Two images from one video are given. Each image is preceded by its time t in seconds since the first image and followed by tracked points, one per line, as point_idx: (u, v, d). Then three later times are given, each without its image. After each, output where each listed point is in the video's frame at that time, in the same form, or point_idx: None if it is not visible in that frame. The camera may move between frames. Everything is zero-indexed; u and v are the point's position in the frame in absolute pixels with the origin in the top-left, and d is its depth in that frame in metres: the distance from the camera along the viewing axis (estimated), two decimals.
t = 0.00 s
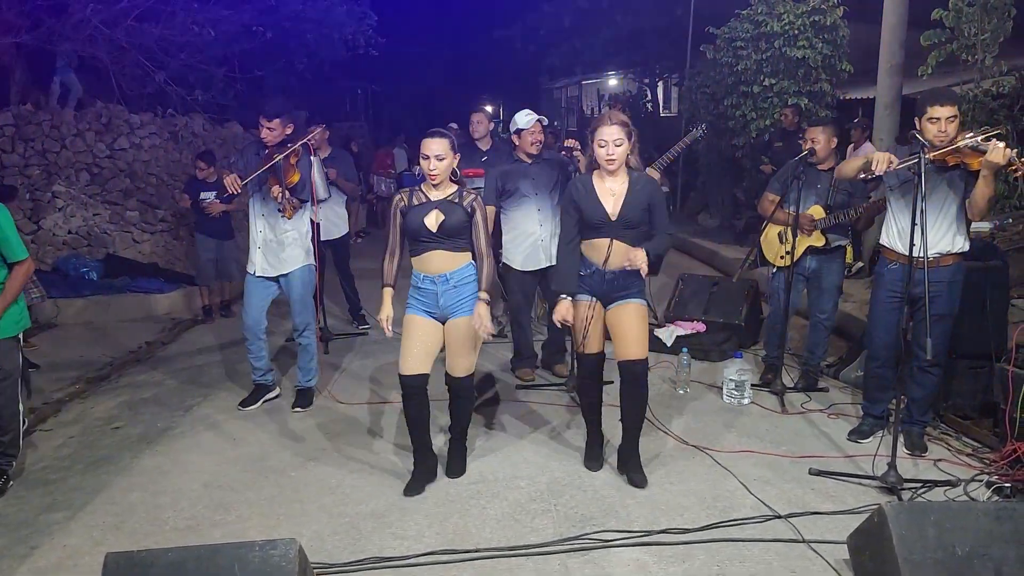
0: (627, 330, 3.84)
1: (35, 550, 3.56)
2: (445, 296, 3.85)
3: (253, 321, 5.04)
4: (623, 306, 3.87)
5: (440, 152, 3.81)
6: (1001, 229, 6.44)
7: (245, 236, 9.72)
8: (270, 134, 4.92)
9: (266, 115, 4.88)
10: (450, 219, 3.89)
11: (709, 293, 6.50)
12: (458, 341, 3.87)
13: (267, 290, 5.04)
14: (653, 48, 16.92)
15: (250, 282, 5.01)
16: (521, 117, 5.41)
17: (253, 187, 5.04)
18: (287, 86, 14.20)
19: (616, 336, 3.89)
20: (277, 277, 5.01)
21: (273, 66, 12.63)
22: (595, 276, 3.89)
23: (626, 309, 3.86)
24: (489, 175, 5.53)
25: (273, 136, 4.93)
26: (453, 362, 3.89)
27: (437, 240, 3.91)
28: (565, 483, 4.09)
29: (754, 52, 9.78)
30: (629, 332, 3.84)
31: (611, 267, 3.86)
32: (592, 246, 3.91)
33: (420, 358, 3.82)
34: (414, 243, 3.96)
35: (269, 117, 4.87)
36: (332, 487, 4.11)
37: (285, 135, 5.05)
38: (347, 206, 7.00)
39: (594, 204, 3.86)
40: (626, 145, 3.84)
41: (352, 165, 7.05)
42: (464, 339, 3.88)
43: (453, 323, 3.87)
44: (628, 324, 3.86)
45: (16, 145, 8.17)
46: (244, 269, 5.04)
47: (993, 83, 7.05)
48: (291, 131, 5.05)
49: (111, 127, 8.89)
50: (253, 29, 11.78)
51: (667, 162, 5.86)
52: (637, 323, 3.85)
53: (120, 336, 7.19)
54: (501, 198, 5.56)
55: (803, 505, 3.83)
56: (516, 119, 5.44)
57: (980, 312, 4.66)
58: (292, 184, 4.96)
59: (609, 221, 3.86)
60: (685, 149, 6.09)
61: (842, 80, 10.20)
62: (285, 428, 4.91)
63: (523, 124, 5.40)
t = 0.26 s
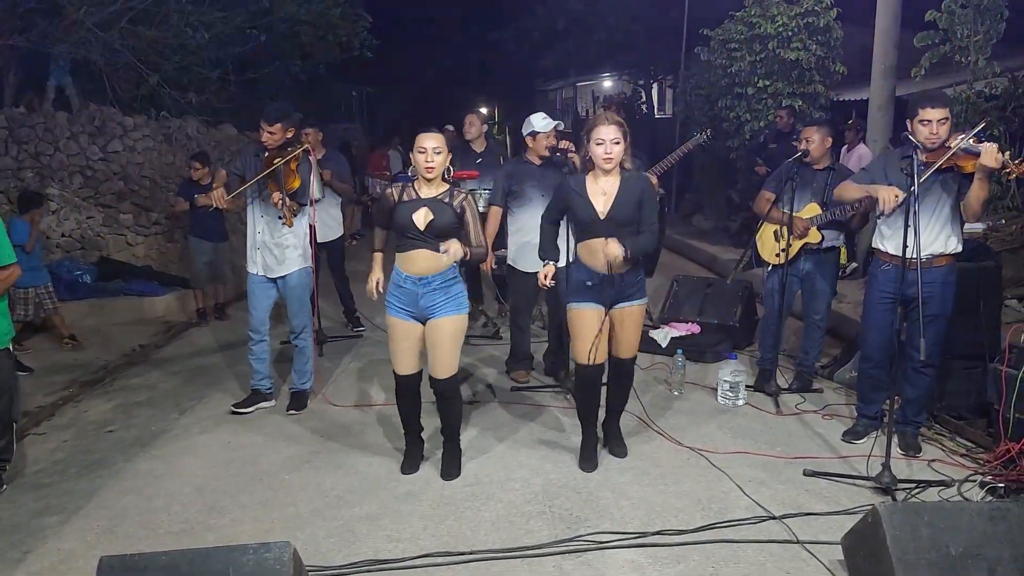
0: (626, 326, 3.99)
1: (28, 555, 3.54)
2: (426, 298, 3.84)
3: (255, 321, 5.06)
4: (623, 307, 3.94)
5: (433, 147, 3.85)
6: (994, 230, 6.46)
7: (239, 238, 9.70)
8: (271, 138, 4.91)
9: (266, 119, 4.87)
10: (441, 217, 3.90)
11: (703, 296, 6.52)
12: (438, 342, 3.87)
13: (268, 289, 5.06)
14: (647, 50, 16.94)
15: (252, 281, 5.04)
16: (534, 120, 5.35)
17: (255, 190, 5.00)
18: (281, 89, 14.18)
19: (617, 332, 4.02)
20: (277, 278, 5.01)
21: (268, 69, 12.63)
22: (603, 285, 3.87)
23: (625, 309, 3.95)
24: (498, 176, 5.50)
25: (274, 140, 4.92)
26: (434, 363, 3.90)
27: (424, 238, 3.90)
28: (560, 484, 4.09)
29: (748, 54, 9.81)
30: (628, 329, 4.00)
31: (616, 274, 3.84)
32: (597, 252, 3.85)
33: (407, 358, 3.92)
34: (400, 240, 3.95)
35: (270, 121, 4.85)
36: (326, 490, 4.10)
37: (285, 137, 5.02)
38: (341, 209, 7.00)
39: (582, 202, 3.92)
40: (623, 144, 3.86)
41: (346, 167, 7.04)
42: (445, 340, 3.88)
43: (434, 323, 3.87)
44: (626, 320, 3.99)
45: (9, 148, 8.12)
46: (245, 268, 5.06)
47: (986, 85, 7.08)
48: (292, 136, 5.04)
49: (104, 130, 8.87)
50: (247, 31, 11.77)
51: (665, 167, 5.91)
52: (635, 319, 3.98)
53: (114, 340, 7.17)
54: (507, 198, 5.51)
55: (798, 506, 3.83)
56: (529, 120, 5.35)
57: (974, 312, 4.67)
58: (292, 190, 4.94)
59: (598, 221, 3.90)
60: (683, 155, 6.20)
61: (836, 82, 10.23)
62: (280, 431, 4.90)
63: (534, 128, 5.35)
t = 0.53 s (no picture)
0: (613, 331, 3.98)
1: (22, 561, 3.53)
2: (409, 303, 3.85)
3: (246, 326, 5.02)
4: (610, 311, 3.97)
5: (422, 155, 3.84)
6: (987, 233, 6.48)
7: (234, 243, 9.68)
8: (263, 142, 4.93)
9: (259, 124, 4.89)
10: (426, 230, 3.90)
11: (698, 299, 6.53)
12: (420, 348, 3.85)
13: (260, 294, 5.04)
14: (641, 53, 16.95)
15: (244, 286, 5.03)
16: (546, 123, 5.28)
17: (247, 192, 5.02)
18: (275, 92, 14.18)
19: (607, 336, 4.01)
20: (269, 282, 5.00)
21: (262, 73, 12.62)
22: (587, 289, 3.95)
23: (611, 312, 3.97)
24: (506, 179, 5.52)
25: (265, 144, 4.94)
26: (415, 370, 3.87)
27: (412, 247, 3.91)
28: (555, 488, 4.09)
29: (742, 57, 9.83)
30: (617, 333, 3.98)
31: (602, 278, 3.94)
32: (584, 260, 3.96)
33: (393, 361, 3.96)
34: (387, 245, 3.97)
35: (262, 125, 4.89)
36: (322, 495, 4.09)
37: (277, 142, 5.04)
38: (336, 213, 6.99)
39: (578, 210, 3.92)
40: (617, 147, 3.87)
41: (340, 171, 7.04)
42: (426, 347, 3.85)
43: (417, 329, 3.87)
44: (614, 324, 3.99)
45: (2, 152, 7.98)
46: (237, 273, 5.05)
47: (978, 88, 7.11)
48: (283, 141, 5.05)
49: (98, 134, 8.85)
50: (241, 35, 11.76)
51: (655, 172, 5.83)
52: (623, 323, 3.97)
53: (108, 344, 7.16)
54: (517, 200, 5.50)
55: (793, 509, 3.84)
56: (541, 124, 5.27)
57: (967, 315, 4.70)
58: (282, 195, 4.97)
59: (593, 228, 3.91)
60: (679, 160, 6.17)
61: (830, 85, 10.27)
62: (275, 436, 4.89)
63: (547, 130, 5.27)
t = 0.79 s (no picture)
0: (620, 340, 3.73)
1: (15, 568, 3.51)
2: (423, 310, 3.85)
3: (238, 330, 5.07)
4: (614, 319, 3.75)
5: (413, 159, 3.80)
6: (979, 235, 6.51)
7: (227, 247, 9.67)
8: (246, 143, 4.86)
9: (241, 124, 4.81)
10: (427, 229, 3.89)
11: (692, 302, 6.55)
12: (433, 353, 3.86)
13: (244, 298, 5.05)
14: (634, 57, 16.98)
15: (229, 291, 5.03)
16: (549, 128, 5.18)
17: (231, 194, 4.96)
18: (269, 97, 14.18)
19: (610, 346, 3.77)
20: (254, 286, 5.01)
21: (256, 77, 12.60)
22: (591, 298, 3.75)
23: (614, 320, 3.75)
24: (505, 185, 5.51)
25: (248, 145, 4.86)
26: (429, 374, 3.87)
27: (413, 250, 3.90)
28: (550, 492, 4.09)
29: (735, 61, 9.86)
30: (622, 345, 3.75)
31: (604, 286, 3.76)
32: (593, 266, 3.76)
33: (400, 373, 3.91)
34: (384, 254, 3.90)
35: (244, 127, 4.80)
36: (316, 500, 4.08)
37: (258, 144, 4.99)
38: (330, 216, 6.97)
39: (596, 213, 3.69)
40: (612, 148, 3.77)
41: (334, 174, 7.03)
42: (439, 351, 3.87)
43: (429, 336, 3.88)
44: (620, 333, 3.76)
45: None
46: (222, 279, 5.05)
47: (969, 92, 7.15)
48: (264, 142, 5.01)
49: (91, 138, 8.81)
50: (234, 40, 11.74)
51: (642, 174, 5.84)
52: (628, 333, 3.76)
53: (102, 349, 7.14)
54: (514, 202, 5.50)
55: (787, 512, 3.85)
56: (544, 129, 5.18)
57: (960, 317, 4.71)
58: (266, 193, 4.95)
59: (611, 231, 3.74)
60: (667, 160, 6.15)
61: (822, 89, 10.31)
62: (269, 441, 4.88)
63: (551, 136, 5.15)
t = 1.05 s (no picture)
0: (623, 351, 3.73)
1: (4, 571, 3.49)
2: (434, 310, 3.86)
3: (225, 333, 5.04)
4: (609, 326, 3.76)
5: (411, 160, 3.79)
6: (970, 237, 6.53)
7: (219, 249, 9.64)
8: (222, 145, 4.85)
9: (215, 126, 4.82)
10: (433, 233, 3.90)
11: (684, 304, 6.56)
12: (435, 356, 3.88)
13: (229, 301, 5.02)
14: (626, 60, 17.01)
15: (214, 296, 5.00)
16: (540, 130, 5.17)
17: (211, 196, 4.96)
18: (261, 98, 14.15)
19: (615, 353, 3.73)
20: (238, 289, 4.98)
21: (248, 79, 12.58)
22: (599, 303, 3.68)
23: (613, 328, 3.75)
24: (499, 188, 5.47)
25: (224, 147, 4.87)
26: (427, 377, 3.87)
27: (421, 253, 3.88)
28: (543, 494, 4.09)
29: (727, 64, 9.88)
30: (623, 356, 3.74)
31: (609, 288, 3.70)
32: (596, 269, 3.70)
33: (406, 386, 3.71)
34: (391, 260, 3.84)
35: (219, 128, 4.80)
36: (308, 503, 4.07)
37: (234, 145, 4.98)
38: (322, 219, 6.95)
39: (585, 221, 3.68)
40: (613, 155, 3.73)
41: (326, 176, 7.02)
42: (440, 354, 3.90)
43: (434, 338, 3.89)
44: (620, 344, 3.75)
45: None
46: (206, 285, 5.01)
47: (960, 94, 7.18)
48: (241, 142, 4.99)
49: (82, 140, 8.77)
50: (227, 42, 11.72)
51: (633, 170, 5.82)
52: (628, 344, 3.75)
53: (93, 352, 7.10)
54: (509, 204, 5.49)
55: (779, 513, 3.85)
56: (535, 131, 5.17)
57: (951, 319, 4.73)
58: (246, 192, 4.94)
59: (602, 239, 3.69)
60: (650, 160, 6.18)
61: (814, 91, 10.34)
62: (261, 444, 4.86)
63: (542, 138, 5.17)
